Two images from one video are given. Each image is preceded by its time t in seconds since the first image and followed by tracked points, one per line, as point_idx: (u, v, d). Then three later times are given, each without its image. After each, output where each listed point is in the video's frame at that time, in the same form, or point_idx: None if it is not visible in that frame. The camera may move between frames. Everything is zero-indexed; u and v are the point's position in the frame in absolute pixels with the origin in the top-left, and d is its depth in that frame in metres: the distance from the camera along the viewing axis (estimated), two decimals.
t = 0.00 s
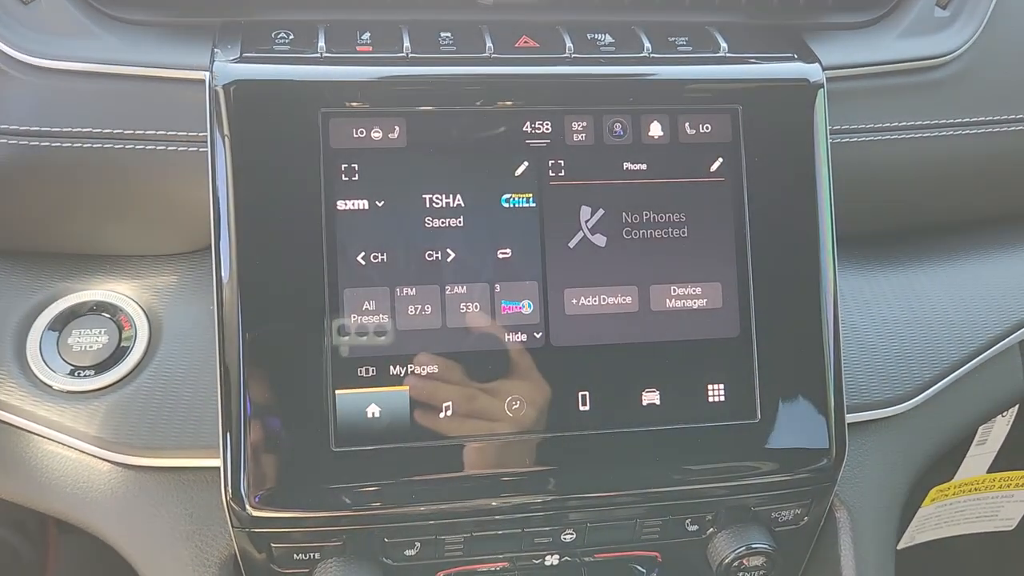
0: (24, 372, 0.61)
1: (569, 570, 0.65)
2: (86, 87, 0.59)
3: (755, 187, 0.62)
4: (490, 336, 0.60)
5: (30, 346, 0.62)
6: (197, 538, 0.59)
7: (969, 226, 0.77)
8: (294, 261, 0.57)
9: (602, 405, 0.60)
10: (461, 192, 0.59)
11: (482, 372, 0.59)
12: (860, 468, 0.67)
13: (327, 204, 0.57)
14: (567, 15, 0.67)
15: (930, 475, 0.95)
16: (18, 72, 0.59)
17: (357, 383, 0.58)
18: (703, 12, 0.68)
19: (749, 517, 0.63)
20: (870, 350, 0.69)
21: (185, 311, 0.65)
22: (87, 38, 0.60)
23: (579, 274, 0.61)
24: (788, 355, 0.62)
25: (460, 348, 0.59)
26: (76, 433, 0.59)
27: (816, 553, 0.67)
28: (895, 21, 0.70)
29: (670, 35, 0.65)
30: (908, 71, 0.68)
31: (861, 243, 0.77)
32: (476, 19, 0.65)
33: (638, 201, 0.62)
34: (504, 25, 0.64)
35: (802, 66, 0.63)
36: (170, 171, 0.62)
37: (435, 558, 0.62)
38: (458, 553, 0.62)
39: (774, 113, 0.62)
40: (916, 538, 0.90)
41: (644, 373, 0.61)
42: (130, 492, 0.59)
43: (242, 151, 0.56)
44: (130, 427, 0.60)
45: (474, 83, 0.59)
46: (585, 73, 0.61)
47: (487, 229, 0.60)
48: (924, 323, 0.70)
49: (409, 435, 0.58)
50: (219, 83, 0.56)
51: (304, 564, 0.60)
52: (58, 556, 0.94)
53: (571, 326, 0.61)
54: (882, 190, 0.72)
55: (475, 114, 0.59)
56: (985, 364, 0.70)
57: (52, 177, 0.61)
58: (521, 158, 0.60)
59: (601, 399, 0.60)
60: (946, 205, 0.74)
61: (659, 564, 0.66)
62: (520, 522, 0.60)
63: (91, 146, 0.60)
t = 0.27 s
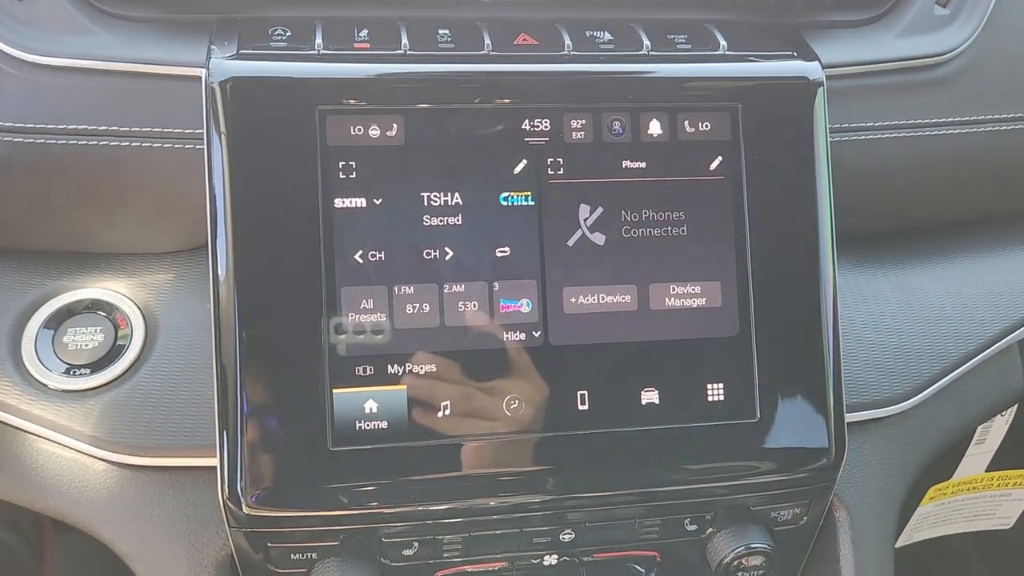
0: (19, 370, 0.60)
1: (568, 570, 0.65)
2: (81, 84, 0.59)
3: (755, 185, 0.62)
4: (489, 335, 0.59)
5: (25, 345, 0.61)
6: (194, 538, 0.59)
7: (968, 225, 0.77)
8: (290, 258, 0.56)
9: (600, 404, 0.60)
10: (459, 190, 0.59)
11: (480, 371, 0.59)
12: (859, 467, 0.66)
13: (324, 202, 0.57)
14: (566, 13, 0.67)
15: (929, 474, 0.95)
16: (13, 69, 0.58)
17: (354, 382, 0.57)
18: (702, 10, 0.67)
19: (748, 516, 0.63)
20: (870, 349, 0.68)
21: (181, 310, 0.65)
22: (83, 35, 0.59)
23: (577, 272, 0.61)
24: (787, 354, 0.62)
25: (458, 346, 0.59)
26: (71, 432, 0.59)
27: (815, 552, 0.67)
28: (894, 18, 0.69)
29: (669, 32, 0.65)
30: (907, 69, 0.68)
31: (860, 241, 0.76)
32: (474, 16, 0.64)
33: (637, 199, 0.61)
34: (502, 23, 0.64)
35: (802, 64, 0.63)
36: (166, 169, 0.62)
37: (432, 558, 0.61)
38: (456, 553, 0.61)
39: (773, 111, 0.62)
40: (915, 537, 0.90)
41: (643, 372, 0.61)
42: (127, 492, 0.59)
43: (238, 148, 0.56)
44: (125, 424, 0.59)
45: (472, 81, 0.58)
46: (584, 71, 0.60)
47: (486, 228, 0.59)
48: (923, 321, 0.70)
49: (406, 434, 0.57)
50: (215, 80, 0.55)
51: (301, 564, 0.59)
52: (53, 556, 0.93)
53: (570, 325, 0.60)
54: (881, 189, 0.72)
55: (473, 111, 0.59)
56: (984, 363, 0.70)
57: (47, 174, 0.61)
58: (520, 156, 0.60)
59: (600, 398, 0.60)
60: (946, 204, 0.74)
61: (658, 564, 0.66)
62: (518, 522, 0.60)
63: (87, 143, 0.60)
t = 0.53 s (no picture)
0: (19, 370, 0.60)
1: (569, 570, 0.64)
2: (81, 81, 0.59)
3: (757, 184, 0.62)
4: (490, 335, 0.59)
5: (24, 344, 0.61)
6: (195, 538, 0.58)
7: (969, 225, 0.77)
8: (291, 257, 0.56)
9: (602, 404, 0.60)
10: (461, 189, 0.59)
11: (482, 370, 0.59)
12: (861, 467, 0.66)
13: (325, 201, 0.57)
14: (568, 12, 0.67)
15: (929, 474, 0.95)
16: (12, 67, 0.58)
17: (355, 381, 0.57)
18: (704, 9, 0.67)
19: (750, 516, 0.63)
20: (871, 349, 0.68)
21: (181, 309, 0.64)
22: (82, 32, 0.59)
23: (579, 272, 0.61)
24: (789, 353, 0.62)
25: (459, 346, 0.59)
26: (70, 431, 0.58)
27: (816, 552, 0.67)
28: (896, 18, 0.69)
29: (671, 31, 0.64)
30: (909, 68, 0.68)
31: (861, 241, 0.76)
32: (476, 15, 0.64)
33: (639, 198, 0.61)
34: (503, 21, 0.64)
35: (804, 63, 0.62)
36: (166, 167, 0.61)
37: (434, 558, 0.61)
38: (458, 553, 0.61)
39: (775, 110, 0.62)
40: (915, 538, 0.90)
41: (644, 371, 0.61)
42: (126, 492, 0.59)
43: (239, 147, 0.55)
44: (123, 422, 0.59)
45: (474, 79, 0.58)
46: (586, 69, 0.60)
47: (487, 227, 0.59)
48: (924, 321, 0.70)
49: (406, 434, 0.57)
50: (216, 78, 0.55)
51: (302, 564, 0.59)
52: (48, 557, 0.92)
53: (571, 324, 0.60)
54: (882, 188, 0.72)
55: (475, 110, 0.58)
56: (985, 363, 0.70)
57: (46, 172, 0.61)
58: (522, 155, 0.59)
59: (602, 398, 0.60)
60: (947, 204, 0.74)
61: (659, 564, 0.66)
62: (519, 522, 0.60)
63: (87, 141, 0.60)
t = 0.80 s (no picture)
0: (15, 371, 0.60)
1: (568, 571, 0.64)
2: (78, 81, 0.58)
3: (756, 185, 0.62)
4: (489, 335, 0.59)
5: (20, 345, 0.61)
6: (194, 538, 0.58)
7: (966, 225, 0.77)
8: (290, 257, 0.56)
9: (601, 404, 0.60)
10: (460, 189, 0.59)
11: (482, 371, 0.59)
12: (859, 467, 0.66)
13: (324, 201, 0.57)
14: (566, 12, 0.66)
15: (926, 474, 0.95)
16: (8, 66, 0.57)
17: (354, 382, 0.57)
18: (703, 10, 0.67)
19: (749, 517, 0.63)
20: (868, 350, 0.68)
21: (178, 309, 0.64)
22: (79, 32, 0.58)
23: (578, 272, 0.60)
24: (788, 354, 0.62)
25: (458, 346, 0.59)
26: (67, 433, 0.58)
27: (815, 553, 0.67)
28: (895, 19, 0.69)
29: (669, 32, 0.64)
30: (908, 69, 0.68)
31: (859, 241, 0.76)
32: (474, 15, 0.64)
33: (638, 199, 0.61)
34: (501, 22, 0.64)
35: (802, 64, 0.63)
36: (164, 167, 0.61)
37: (432, 559, 0.61)
38: (457, 554, 0.61)
39: (774, 111, 0.62)
40: (912, 538, 0.90)
41: (643, 372, 0.60)
42: (125, 493, 0.59)
43: (238, 147, 0.55)
44: (120, 423, 0.59)
45: (473, 79, 0.58)
46: (585, 70, 0.60)
47: (486, 227, 0.59)
48: (922, 322, 0.70)
49: (405, 434, 0.57)
50: (214, 78, 0.55)
51: (300, 566, 0.59)
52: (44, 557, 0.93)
53: (570, 325, 0.60)
54: (880, 189, 0.72)
55: (474, 111, 0.58)
56: (982, 363, 0.70)
57: (42, 172, 0.60)
58: (521, 156, 0.59)
59: (601, 398, 0.60)
60: (944, 204, 0.74)
61: (658, 564, 0.66)
62: (518, 523, 0.60)
63: (84, 141, 0.59)
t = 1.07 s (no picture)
0: (14, 372, 0.60)
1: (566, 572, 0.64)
2: (77, 82, 0.58)
3: (755, 188, 0.62)
4: (489, 337, 0.59)
5: (20, 346, 0.61)
6: (193, 540, 0.58)
7: (963, 229, 0.78)
8: (290, 258, 0.56)
9: (601, 406, 0.60)
10: (460, 191, 0.59)
11: (482, 373, 0.59)
12: (858, 470, 0.66)
13: (324, 202, 0.57)
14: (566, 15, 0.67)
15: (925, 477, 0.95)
16: (8, 67, 0.57)
17: (354, 383, 0.57)
18: (702, 13, 0.67)
19: (748, 519, 0.63)
20: (867, 353, 0.68)
21: (177, 311, 0.63)
22: (79, 33, 0.58)
23: (578, 274, 0.60)
24: (787, 356, 0.62)
25: (460, 348, 0.59)
26: (66, 434, 0.58)
27: (814, 556, 0.67)
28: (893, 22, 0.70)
29: (669, 35, 0.65)
30: (906, 73, 0.68)
31: (857, 244, 0.77)
32: (474, 17, 0.64)
33: (638, 201, 0.61)
34: (501, 24, 0.64)
35: (802, 68, 0.63)
36: (164, 168, 0.61)
37: (432, 561, 0.61)
38: (456, 556, 0.60)
39: (773, 114, 0.62)
40: (909, 541, 0.90)
41: (643, 374, 0.60)
42: (124, 495, 0.58)
43: (238, 148, 0.55)
44: (118, 424, 0.58)
45: (473, 81, 0.58)
46: (585, 72, 0.60)
47: (486, 229, 0.59)
48: (920, 325, 0.70)
49: (404, 436, 0.57)
50: (214, 79, 0.55)
51: (301, 567, 0.59)
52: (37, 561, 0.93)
53: (571, 327, 0.60)
54: (878, 192, 0.72)
55: (475, 113, 0.58)
56: (980, 366, 0.71)
57: (42, 173, 0.60)
58: (521, 158, 0.59)
59: (600, 400, 0.60)
60: (941, 207, 0.75)
61: (657, 566, 0.65)
62: (517, 525, 0.59)
63: (83, 142, 0.59)
